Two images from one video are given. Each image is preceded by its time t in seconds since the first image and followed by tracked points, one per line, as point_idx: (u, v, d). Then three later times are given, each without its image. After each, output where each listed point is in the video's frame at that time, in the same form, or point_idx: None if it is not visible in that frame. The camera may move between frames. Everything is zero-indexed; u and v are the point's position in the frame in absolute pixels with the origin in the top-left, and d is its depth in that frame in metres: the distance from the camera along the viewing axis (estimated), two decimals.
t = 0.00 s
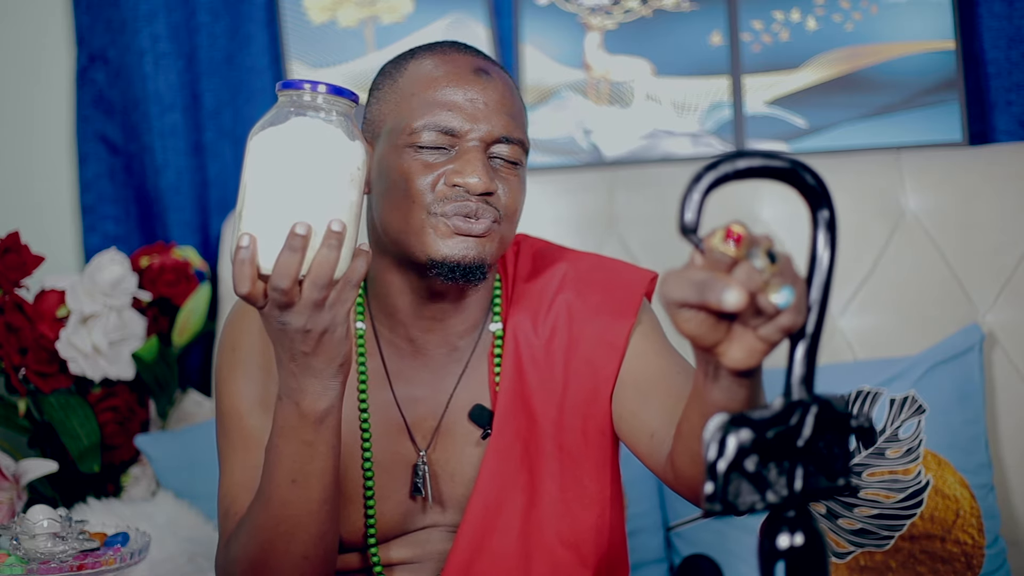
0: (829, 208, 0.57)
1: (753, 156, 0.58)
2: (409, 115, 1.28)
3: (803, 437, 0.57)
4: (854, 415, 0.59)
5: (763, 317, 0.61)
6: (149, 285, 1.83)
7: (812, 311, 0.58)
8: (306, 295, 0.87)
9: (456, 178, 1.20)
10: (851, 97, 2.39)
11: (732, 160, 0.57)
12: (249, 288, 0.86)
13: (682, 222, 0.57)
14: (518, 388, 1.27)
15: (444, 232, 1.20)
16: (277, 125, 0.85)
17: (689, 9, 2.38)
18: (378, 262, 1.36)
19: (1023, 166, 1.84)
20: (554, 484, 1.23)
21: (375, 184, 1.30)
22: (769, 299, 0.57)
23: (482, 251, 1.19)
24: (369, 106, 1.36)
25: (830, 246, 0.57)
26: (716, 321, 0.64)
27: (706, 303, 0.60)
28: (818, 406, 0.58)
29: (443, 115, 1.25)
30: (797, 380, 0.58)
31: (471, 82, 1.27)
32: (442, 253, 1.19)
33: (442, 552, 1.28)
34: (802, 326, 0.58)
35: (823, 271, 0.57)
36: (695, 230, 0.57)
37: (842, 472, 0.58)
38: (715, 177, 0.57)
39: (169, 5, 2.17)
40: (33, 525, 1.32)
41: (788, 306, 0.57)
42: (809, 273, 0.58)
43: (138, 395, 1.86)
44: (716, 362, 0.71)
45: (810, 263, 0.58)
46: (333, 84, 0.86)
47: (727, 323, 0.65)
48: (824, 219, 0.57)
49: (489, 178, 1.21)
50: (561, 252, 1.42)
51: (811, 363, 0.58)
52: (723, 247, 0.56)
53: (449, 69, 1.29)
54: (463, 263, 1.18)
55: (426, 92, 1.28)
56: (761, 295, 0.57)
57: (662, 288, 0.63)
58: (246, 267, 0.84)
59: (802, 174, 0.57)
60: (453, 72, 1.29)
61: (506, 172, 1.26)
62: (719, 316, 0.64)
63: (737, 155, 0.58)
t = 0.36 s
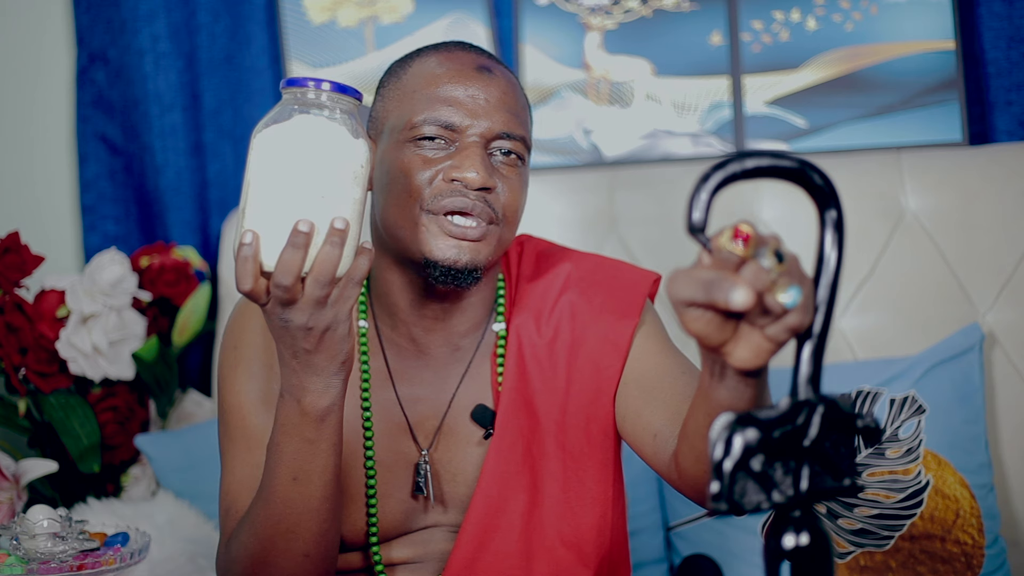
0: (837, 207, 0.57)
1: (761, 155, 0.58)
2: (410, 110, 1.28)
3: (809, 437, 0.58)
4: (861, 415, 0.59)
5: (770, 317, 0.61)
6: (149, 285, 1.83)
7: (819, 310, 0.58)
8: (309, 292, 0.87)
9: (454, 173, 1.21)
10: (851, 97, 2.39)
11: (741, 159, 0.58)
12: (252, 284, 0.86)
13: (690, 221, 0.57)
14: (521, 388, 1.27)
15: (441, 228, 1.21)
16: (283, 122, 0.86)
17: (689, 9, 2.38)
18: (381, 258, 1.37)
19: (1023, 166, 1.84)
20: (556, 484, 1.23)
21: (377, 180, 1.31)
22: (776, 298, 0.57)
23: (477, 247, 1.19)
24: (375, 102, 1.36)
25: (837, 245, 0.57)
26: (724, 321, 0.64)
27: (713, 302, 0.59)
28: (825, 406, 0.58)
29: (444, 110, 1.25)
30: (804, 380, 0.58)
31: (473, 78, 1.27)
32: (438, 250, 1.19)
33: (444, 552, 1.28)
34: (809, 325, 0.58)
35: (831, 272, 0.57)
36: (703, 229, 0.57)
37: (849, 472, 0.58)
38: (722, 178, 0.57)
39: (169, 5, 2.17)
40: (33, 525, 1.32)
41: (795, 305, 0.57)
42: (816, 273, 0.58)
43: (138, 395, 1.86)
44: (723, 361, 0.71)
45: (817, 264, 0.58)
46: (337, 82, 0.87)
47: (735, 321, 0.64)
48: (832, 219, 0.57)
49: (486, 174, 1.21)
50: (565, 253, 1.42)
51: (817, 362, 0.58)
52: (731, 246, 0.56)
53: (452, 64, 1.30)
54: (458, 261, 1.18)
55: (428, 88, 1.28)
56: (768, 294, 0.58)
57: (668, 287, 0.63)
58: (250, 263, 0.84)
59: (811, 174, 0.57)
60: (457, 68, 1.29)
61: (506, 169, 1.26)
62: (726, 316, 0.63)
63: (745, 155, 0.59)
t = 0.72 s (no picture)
0: (844, 208, 0.58)
1: (768, 155, 0.59)
2: (407, 102, 1.29)
3: (815, 437, 0.58)
4: (867, 416, 0.59)
5: (777, 316, 0.60)
6: (149, 285, 1.83)
7: (826, 310, 0.58)
8: (309, 295, 0.87)
9: (445, 161, 1.20)
10: (851, 97, 2.39)
11: (748, 159, 0.58)
12: (252, 287, 0.85)
13: (696, 220, 0.57)
14: (523, 390, 1.27)
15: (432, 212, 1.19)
16: (285, 122, 0.86)
17: (689, 9, 2.38)
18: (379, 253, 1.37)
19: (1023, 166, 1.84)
20: (558, 486, 1.23)
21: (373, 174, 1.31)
22: (784, 298, 0.57)
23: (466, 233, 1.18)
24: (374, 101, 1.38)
25: (844, 246, 0.57)
26: (731, 320, 0.63)
27: (720, 302, 0.59)
28: (831, 406, 0.58)
29: (438, 101, 1.26)
30: (811, 379, 0.59)
31: (469, 71, 1.29)
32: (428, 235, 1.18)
33: (445, 553, 1.28)
34: (816, 325, 0.58)
35: (838, 271, 0.58)
36: (709, 228, 0.57)
37: (855, 473, 0.59)
38: (730, 176, 0.57)
39: (169, 5, 2.17)
40: (33, 525, 1.32)
41: (802, 306, 0.57)
42: (822, 273, 0.58)
43: (138, 395, 1.86)
44: (727, 363, 0.71)
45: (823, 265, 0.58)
46: (338, 83, 0.87)
47: (741, 321, 0.63)
48: (839, 218, 0.58)
49: (477, 161, 1.21)
50: (568, 253, 1.42)
51: (824, 362, 0.58)
52: (738, 245, 0.56)
53: (449, 60, 1.31)
54: (449, 239, 1.17)
55: (424, 81, 1.30)
56: (776, 294, 0.58)
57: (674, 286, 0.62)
58: (249, 266, 0.84)
59: (818, 173, 0.58)
60: (454, 63, 1.31)
61: (501, 161, 1.26)
62: (733, 315, 0.62)
63: (751, 154, 0.59)
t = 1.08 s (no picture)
0: (849, 207, 0.58)
1: (773, 154, 0.59)
2: (407, 99, 1.29)
3: (819, 438, 0.58)
4: (871, 417, 0.58)
5: (781, 316, 0.60)
6: (149, 285, 1.83)
7: (830, 310, 0.58)
8: (309, 298, 0.87)
9: (443, 155, 1.20)
10: (851, 97, 2.39)
11: (752, 158, 0.59)
12: (252, 290, 0.85)
13: (702, 218, 0.58)
14: (524, 391, 1.28)
15: (428, 207, 1.18)
16: (286, 124, 0.86)
17: (689, 9, 2.38)
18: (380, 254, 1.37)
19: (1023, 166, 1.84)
20: (559, 487, 1.23)
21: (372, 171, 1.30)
22: (788, 297, 0.57)
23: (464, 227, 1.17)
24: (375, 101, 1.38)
25: (849, 245, 0.58)
26: (735, 319, 0.62)
27: (725, 301, 0.59)
28: (835, 407, 0.58)
29: (438, 97, 1.26)
30: (814, 381, 0.59)
31: (470, 69, 1.29)
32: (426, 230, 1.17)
33: (445, 553, 1.28)
34: (820, 326, 0.59)
35: (843, 270, 0.58)
36: (714, 227, 0.58)
37: (859, 474, 0.58)
38: (733, 176, 0.58)
39: (169, 5, 2.17)
40: (33, 525, 1.32)
41: (807, 305, 0.57)
42: (827, 273, 0.59)
43: (138, 395, 1.86)
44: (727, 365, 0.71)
45: (828, 264, 0.58)
46: (337, 85, 0.87)
47: (746, 321, 0.63)
48: (845, 217, 0.58)
49: (474, 156, 1.21)
50: (569, 254, 1.42)
51: (828, 363, 0.59)
52: (743, 244, 0.56)
53: (450, 59, 1.32)
54: (445, 237, 1.17)
55: (425, 79, 1.30)
56: (780, 294, 0.57)
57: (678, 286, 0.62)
58: (249, 269, 0.84)
59: (824, 173, 0.58)
60: (454, 61, 1.31)
61: (500, 158, 1.26)
62: (737, 315, 0.62)
63: (756, 153, 0.59)
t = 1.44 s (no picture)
0: (847, 207, 0.58)
1: (770, 153, 0.59)
2: (416, 101, 1.29)
3: (816, 439, 0.58)
4: (870, 418, 0.59)
5: (779, 316, 0.60)
6: (149, 285, 1.83)
7: (828, 310, 0.58)
8: (311, 299, 0.87)
9: (451, 162, 1.20)
10: (850, 97, 2.39)
11: (749, 156, 0.58)
12: (253, 292, 0.85)
13: (697, 219, 0.57)
14: (525, 391, 1.27)
15: (434, 212, 1.19)
16: (289, 124, 0.85)
17: (689, 9, 2.38)
18: (382, 255, 1.37)
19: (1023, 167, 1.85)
20: (559, 488, 1.23)
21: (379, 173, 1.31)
22: (786, 297, 0.57)
23: (469, 235, 1.18)
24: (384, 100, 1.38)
25: (847, 246, 0.58)
26: (732, 321, 0.62)
27: (722, 302, 0.59)
28: (833, 408, 0.58)
29: (448, 101, 1.26)
30: (812, 381, 0.59)
31: (482, 73, 1.29)
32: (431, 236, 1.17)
33: (445, 553, 1.28)
34: (818, 326, 0.58)
35: (839, 269, 0.58)
36: (710, 227, 0.57)
37: (858, 475, 0.58)
38: (730, 175, 0.57)
39: (169, 5, 2.17)
40: (33, 525, 1.32)
41: (804, 305, 0.57)
42: (824, 274, 0.59)
43: (138, 395, 1.86)
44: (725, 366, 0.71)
45: (826, 264, 0.58)
46: (340, 85, 0.87)
47: (743, 321, 0.63)
48: (842, 217, 0.58)
49: (483, 164, 1.21)
50: (571, 255, 1.42)
51: (826, 363, 0.59)
52: (740, 244, 0.55)
53: (462, 61, 1.31)
54: (450, 249, 1.16)
55: (436, 81, 1.30)
56: (777, 293, 0.57)
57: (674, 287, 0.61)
58: (250, 270, 0.84)
59: (821, 171, 0.58)
60: (466, 64, 1.30)
61: (508, 166, 1.26)
62: (734, 316, 0.62)
63: (754, 152, 0.59)
